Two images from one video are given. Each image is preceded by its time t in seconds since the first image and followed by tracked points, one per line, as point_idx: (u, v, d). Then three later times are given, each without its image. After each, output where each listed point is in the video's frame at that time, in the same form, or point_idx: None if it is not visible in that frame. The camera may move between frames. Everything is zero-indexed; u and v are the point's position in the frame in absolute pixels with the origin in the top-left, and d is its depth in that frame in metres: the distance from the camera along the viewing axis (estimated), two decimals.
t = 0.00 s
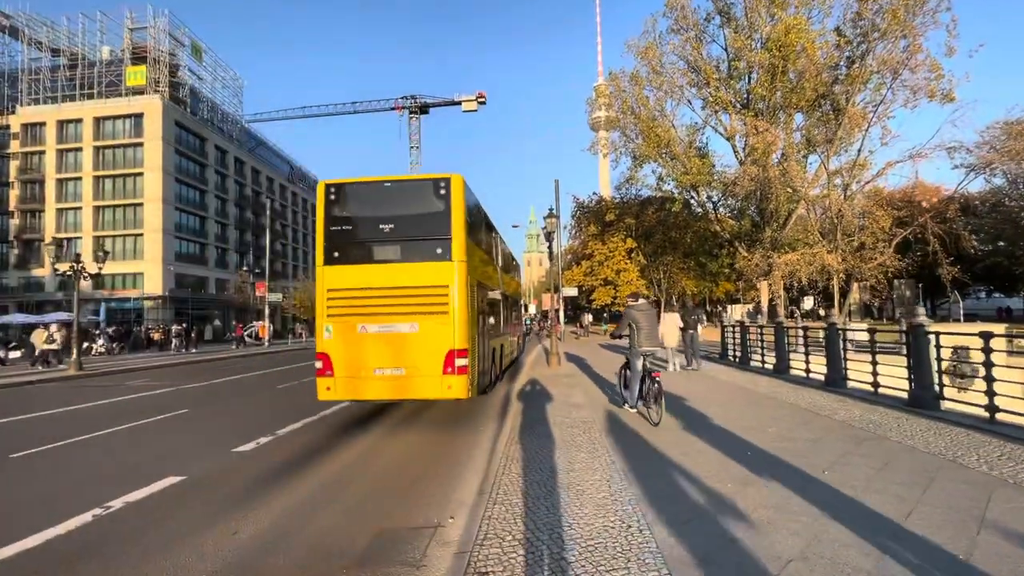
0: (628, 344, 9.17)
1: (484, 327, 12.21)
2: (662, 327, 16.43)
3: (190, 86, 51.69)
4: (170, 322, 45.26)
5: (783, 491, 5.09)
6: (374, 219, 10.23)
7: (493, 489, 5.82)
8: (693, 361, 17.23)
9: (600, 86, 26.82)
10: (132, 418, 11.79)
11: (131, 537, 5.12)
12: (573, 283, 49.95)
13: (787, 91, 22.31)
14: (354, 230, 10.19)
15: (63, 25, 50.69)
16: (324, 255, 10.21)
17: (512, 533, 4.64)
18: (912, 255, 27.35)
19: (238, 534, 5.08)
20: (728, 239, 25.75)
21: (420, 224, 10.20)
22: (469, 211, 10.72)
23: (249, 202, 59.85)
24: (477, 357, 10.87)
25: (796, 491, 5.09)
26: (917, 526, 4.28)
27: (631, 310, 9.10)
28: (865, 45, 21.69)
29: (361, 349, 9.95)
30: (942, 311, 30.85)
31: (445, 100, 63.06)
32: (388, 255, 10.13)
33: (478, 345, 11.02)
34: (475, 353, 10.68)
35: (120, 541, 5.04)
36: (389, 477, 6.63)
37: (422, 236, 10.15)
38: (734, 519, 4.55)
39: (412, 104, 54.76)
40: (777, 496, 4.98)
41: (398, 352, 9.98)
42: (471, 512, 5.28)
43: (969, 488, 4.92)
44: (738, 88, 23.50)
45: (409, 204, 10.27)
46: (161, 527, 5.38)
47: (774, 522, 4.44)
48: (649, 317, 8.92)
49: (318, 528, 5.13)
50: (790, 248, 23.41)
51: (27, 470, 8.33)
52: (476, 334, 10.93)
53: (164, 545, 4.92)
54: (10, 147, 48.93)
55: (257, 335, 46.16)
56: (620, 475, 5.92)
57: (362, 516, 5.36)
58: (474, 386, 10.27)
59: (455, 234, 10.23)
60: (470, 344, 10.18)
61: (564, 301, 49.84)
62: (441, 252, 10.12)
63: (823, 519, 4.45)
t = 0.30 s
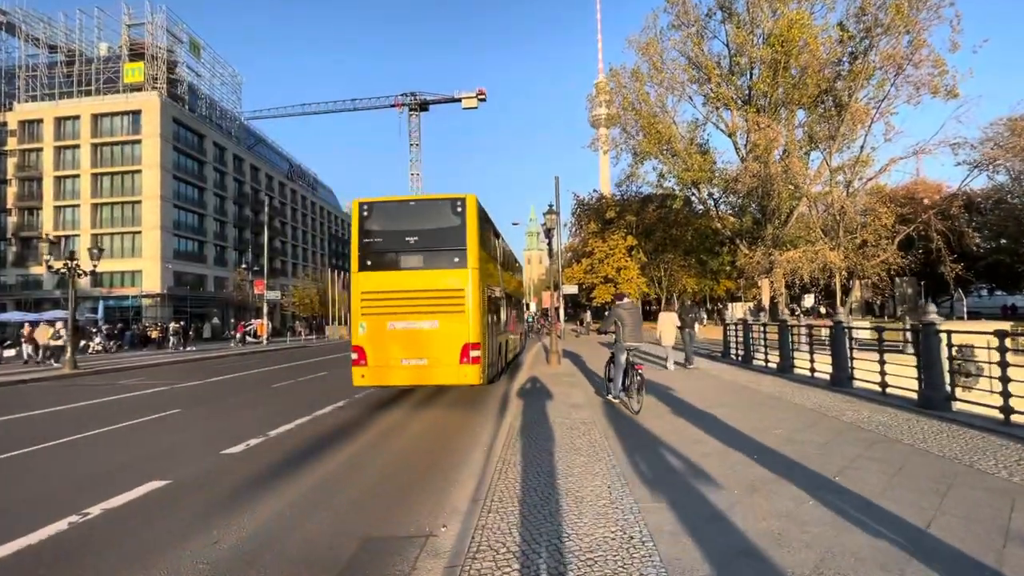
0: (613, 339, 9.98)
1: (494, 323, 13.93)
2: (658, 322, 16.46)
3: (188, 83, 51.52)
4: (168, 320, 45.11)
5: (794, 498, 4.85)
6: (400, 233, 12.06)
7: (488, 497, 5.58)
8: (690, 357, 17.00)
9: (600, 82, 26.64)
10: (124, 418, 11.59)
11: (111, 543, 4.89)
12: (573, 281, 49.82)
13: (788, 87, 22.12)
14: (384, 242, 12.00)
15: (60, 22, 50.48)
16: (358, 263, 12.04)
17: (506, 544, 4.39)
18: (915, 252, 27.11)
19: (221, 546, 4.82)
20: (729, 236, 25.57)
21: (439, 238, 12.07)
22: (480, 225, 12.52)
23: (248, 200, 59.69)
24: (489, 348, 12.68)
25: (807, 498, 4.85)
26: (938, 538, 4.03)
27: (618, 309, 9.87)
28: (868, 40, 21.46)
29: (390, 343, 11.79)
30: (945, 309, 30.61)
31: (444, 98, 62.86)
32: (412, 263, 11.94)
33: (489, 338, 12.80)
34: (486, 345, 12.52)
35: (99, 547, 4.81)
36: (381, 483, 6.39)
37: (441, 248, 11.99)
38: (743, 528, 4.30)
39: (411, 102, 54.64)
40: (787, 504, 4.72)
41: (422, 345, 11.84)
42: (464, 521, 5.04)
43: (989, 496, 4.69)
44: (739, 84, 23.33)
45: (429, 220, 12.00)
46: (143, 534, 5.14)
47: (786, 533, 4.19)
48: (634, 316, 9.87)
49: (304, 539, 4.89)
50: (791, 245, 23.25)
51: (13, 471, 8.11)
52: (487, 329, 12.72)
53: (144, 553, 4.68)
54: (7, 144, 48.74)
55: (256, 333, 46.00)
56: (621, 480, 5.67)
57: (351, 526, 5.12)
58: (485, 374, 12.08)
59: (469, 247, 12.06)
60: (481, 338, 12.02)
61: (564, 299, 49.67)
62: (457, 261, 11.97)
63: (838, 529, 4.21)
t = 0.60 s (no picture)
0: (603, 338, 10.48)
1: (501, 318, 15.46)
2: (656, 319, 16.37)
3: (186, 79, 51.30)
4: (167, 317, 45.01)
5: (805, 508, 4.68)
6: (419, 241, 13.49)
7: (485, 496, 5.23)
8: (689, 355, 16.91)
9: (600, 79, 26.45)
10: (116, 417, 11.39)
11: (92, 541, 4.63)
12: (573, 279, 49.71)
13: (790, 84, 21.94)
14: (405, 251, 13.42)
15: (57, 18, 50.14)
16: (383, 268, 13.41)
17: (507, 552, 4.05)
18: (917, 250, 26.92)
19: (202, 545, 4.46)
20: (730, 233, 25.41)
21: (456, 246, 13.51)
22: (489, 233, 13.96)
23: (247, 197, 59.54)
24: (496, 340, 14.19)
25: (819, 508, 4.67)
26: (965, 554, 3.83)
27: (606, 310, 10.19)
28: (871, 36, 21.27)
29: (411, 337, 13.24)
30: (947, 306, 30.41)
31: (444, 95, 62.71)
32: (430, 268, 13.36)
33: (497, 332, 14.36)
34: (494, 339, 14.05)
35: (82, 547, 4.55)
36: (372, 479, 6.04)
37: (458, 255, 13.46)
38: (757, 541, 4.09)
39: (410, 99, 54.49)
40: (798, 516, 4.51)
41: (439, 339, 13.28)
42: (460, 522, 4.69)
43: (1011, 506, 4.54)
44: (741, 80, 23.14)
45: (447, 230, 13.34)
46: (126, 530, 4.87)
47: (800, 547, 3.99)
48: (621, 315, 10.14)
49: (289, 537, 4.54)
50: (793, 242, 23.08)
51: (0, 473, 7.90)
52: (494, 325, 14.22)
53: (125, 553, 4.43)
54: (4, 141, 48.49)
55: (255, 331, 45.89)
56: (623, 486, 5.40)
57: (340, 523, 4.78)
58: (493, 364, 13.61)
59: (481, 255, 13.55)
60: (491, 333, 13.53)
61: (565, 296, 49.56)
62: (472, 268, 13.45)
63: (855, 543, 4.02)
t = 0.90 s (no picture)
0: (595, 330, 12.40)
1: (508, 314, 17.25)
2: (654, 318, 16.21)
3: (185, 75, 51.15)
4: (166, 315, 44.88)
5: (820, 515, 4.52)
6: (436, 247, 15.35)
7: (484, 503, 5.06)
8: (689, 353, 16.80)
9: (601, 75, 26.24)
10: (110, 416, 11.22)
11: (78, 545, 4.46)
12: (574, 276, 49.55)
13: (793, 80, 21.78)
14: (424, 256, 15.31)
15: (54, 13, 49.66)
16: (405, 271, 15.30)
17: (507, 562, 3.89)
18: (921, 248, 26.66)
19: (193, 551, 4.28)
20: (733, 231, 25.21)
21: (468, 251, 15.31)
22: (497, 238, 15.75)
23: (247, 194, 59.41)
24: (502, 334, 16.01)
25: (835, 515, 4.51)
26: (993, 566, 3.68)
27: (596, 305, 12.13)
28: (876, 31, 21.06)
29: (429, 332, 15.12)
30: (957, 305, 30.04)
31: (445, 92, 62.49)
32: (446, 271, 15.18)
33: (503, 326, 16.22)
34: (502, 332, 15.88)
35: (67, 551, 4.37)
36: (367, 483, 5.86)
37: (468, 258, 15.23)
38: (772, 552, 3.93)
39: (411, 95, 54.45)
40: (813, 525, 4.34)
41: (453, 333, 15.14)
42: (458, 529, 4.52)
43: None
44: (743, 75, 22.94)
45: (460, 237, 15.10)
46: (114, 534, 4.69)
47: (818, 558, 3.83)
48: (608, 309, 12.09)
49: (283, 545, 4.37)
50: (795, 240, 22.89)
51: None
52: (501, 319, 16.00)
53: (111, 557, 4.26)
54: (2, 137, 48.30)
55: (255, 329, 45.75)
56: (628, 490, 5.23)
57: (334, 531, 4.61)
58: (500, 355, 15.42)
59: (491, 259, 15.34)
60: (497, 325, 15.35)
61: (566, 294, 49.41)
62: (482, 270, 15.25)
63: (876, 554, 3.87)
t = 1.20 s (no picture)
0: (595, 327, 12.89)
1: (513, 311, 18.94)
2: (654, 316, 15.98)
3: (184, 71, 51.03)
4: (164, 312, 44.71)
5: (846, 529, 4.34)
6: (451, 252, 17.26)
7: (486, 513, 4.87)
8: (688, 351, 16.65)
9: (602, 71, 26.02)
10: (103, 416, 11.01)
11: (57, 558, 4.27)
12: (575, 274, 49.40)
13: (796, 76, 21.64)
14: (440, 259, 17.22)
15: (51, 9, 49.28)
16: (423, 273, 17.10)
17: None
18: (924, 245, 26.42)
19: (180, 565, 4.11)
20: (736, 228, 24.96)
21: (478, 255, 17.20)
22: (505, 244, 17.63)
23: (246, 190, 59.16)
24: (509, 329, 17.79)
25: (861, 530, 4.33)
26: None
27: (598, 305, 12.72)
28: (880, 25, 20.84)
29: (445, 327, 16.97)
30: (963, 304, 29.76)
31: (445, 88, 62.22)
32: (459, 273, 17.09)
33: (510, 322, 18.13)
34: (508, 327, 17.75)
35: (54, 562, 4.20)
36: (364, 489, 5.67)
37: (479, 262, 17.15)
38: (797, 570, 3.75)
39: (411, 92, 54.29)
40: (837, 540, 4.16)
41: (466, 328, 16.98)
42: (458, 542, 4.33)
43: None
44: (746, 71, 22.74)
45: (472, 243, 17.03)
46: (98, 545, 4.50)
47: None
48: (609, 308, 12.75)
49: (274, 559, 4.18)
50: (796, 237, 22.74)
51: None
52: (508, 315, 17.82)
53: (97, 569, 4.09)
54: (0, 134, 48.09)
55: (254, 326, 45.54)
56: (638, 500, 5.05)
57: (326, 544, 4.41)
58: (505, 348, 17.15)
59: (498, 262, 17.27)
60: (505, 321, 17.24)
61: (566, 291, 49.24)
62: (491, 272, 17.13)
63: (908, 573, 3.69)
